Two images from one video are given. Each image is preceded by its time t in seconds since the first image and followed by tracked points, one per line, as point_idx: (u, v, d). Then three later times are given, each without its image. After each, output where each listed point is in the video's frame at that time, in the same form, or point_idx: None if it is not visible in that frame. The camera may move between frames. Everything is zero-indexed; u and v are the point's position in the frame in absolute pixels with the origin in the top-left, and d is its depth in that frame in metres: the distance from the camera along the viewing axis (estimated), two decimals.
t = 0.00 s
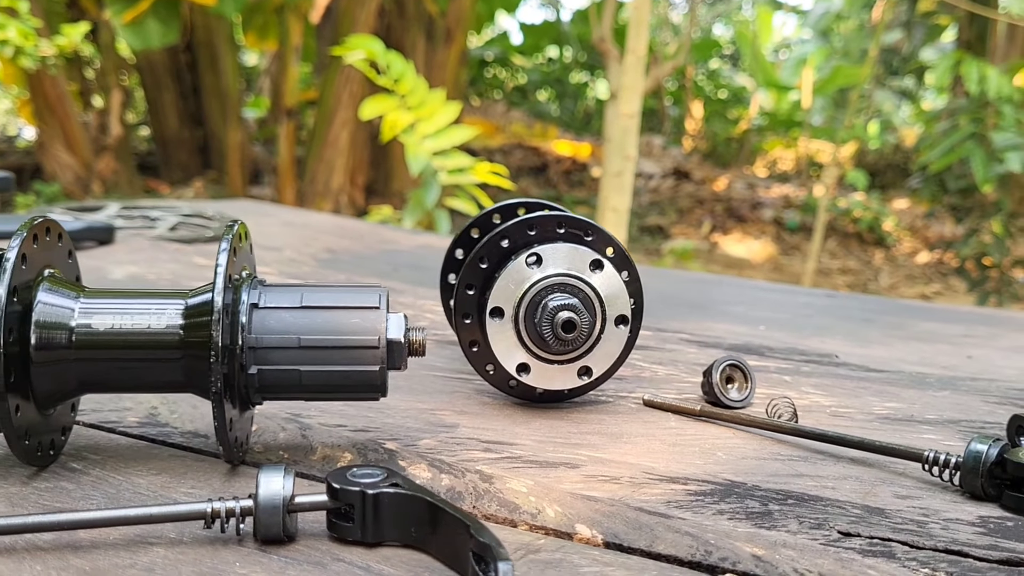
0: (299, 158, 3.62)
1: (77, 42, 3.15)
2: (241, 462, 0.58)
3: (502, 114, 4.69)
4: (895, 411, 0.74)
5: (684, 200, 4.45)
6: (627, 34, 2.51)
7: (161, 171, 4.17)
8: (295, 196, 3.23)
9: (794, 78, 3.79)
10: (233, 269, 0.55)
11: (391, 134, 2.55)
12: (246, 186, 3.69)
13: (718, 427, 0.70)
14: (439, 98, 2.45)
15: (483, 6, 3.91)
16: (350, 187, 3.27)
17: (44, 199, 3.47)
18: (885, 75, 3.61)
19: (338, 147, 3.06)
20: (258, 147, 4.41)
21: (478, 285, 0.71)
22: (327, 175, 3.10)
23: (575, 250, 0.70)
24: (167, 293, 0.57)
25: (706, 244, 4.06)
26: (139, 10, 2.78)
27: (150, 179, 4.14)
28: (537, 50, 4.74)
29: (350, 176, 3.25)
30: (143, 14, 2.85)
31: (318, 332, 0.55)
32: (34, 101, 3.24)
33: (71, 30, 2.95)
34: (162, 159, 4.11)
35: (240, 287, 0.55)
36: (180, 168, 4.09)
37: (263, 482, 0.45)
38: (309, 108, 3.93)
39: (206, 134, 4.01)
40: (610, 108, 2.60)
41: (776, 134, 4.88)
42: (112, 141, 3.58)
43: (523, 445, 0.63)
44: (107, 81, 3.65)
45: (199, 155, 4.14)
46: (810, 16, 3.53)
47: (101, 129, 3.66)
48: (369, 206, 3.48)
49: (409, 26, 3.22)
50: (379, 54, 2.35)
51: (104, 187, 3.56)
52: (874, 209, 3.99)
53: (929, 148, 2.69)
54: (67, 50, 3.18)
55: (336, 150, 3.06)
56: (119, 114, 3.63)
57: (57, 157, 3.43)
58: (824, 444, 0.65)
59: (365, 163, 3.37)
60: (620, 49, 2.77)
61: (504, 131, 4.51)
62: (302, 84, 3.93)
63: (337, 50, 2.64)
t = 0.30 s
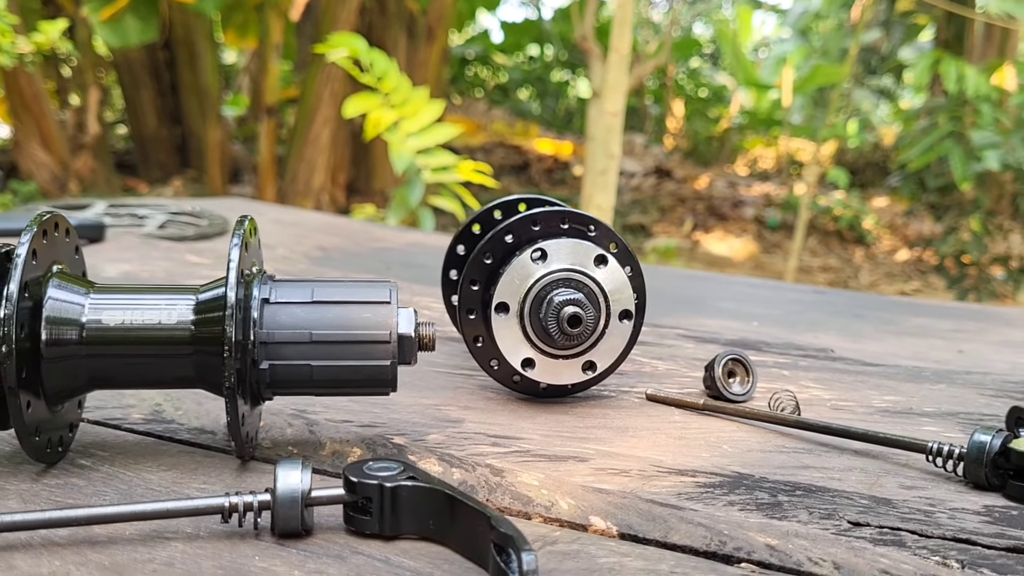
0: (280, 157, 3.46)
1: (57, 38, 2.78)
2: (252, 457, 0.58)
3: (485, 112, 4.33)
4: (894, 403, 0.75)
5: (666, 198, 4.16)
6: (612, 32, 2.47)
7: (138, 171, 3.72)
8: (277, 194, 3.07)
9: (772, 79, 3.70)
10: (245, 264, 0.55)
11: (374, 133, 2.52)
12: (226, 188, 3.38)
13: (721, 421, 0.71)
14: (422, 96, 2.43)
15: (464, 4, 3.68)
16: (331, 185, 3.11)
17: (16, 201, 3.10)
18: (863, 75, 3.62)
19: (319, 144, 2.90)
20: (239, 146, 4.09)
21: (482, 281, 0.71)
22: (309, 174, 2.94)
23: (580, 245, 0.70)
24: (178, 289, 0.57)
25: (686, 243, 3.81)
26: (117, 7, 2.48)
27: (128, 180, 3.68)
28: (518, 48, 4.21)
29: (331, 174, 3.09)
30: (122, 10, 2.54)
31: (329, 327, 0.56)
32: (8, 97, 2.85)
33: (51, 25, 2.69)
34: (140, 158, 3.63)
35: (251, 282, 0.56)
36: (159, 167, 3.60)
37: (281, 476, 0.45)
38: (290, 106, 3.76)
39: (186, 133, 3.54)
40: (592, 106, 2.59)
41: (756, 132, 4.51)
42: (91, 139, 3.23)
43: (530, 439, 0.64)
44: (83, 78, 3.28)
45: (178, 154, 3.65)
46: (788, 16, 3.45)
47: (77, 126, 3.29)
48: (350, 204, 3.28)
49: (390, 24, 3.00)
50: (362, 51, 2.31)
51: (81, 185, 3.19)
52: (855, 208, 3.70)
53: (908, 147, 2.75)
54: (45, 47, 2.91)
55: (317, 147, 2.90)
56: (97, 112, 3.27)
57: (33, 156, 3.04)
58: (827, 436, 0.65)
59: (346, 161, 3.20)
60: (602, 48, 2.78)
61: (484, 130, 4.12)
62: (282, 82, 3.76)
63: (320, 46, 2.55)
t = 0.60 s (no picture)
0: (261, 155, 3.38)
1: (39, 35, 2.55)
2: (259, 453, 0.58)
3: (467, 110, 4.26)
4: (892, 397, 0.76)
5: (648, 197, 4.12)
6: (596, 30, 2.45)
7: (117, 169, 3.51)
8: (257, 194, 3.02)
9: (754, 77, 3.66)
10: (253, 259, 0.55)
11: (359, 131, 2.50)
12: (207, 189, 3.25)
13: (721, 414, 0.71)
14: (406, 94, 2.41)
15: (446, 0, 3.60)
16: (313, 185, 3.06)
17: None
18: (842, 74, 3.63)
19: (299, 144, 2.86)
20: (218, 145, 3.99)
21: (485, 276, 0.71)
22: (290, 173, 2.89)
23: (582, 240, 0.71)
24: (186, 283, 0.57)
25: (668, 242, 3.75)
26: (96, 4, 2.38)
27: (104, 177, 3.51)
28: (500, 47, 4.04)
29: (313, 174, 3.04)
30: (100, 6, 2.42)
31: (339, 322, 0.56)
32: None
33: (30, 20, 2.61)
34: (117, 155, 3.46)
35: (260, 277, 0.56)
36: (137, 165, 3.44)
37: (296, 469, 0.46)
38: (270, 105, 3.69)
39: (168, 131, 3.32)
40: (577, 103, 2.59)
41: (737, 131, 4.48)
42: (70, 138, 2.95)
43: (536, 433, 0.64)
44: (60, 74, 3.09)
45: (157, 152, 3.49)
46: (767, 14, 3.43)
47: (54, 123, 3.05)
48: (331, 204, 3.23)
49: (370, 22, 2.92)
50: (345, 48, 2.30)
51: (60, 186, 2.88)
52: (834, 207, 3.64)
53: (887, 145, 2.84)
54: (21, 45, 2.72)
55: (298, 146, 2.87)
56: (75, 111, 3.05)
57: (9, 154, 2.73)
58: (829, 429, 0.66)
59: (327, 160, 3.14)
60: (584, 45, 2.78)
61: (466, 128, 4.04)
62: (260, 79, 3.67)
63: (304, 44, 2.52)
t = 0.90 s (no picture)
0: (239, 154, 3.33)
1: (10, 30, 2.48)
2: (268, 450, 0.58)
3: (448, 108, 4.23)
4: (891, 392, 0.77)
5: (629, 195, 4.12)
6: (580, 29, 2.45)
7: (95, 167, 3.40)
8: (239, 191, 3.00)
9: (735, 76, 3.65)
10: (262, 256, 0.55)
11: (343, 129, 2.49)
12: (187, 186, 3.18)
13: (723, 410, 0.72)
14: (389, 92, 2.39)
15: None
16: (295, 184, 3.03)
17: None
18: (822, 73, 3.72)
19: (281, 142, 2.83)
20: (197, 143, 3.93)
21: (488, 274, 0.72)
22: (271, 171, 2.85)
23: (585, 237, 0.71)
24: (194, 280, 0.57)
25: (651, 240, 3.74)
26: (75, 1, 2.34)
27: (82, 177, 3.39)
28: (480, 45, 4.01)
29: (295, 173, 3.01)
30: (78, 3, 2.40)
31: (348, 318, 0.56)
32: None
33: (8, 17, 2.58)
34: (95, 154, 3.33)
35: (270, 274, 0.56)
36: (116, 164, 3.29)
37: (313, 464, 0.46)
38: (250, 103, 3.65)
39: (145, 128, 3.23)
40: (560, 102, 2.59)
41: (719, 130, 4.48)
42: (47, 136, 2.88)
43: (542, 429, 0.65)
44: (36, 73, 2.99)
45: (136, 150, 3.34)
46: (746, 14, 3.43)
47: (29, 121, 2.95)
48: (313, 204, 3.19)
49: (352, 20, 2.88)
50: (328, 46, 2.29)
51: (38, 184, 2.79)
52: (815, 205, 3.63)
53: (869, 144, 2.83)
54: None
55: (279, 145, 2.83)
56: (53, 108, 2.96)
57: None
58: (831, 424, 0.67)
59: (308, 158, 3.09)
60: (566, 43, 2.79)
61: (448, 127, 4.01)
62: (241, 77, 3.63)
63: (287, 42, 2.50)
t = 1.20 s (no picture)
0: (221, 152, 3.31)
1: None
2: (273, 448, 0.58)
3: (431, 107, 4.21)
4: (888, 388, 0.78)
5: (613, 194, 4.10)
6: (565, 28, 2.44)
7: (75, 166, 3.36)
8: (221, 190, 2.98)
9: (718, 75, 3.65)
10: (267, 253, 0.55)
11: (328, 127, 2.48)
12: (169, 185, 3.15)
13: (723, 406, 0.72)
14: (373, 90, 2.38)
15: None
16: (278, 183, 3.02)
17: None
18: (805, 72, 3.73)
19: (264, 141, 2.81)
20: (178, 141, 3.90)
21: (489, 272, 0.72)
22: (254, 171, 2.84)
23: (586, 235, 0.71)
24: (199, 278, 0.57)
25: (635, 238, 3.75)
26: None
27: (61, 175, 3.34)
28: (463, 44, 3.99)
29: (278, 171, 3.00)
30: (59, 1, 2.37)
31: (354, 315, 0.56)
32: None
33: None
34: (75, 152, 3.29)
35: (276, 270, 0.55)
36: (96, 162, 3.25)
37: (323, 462, 0.46)
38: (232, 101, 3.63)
39: (126, 126, 3.18)
40: (544, 101, 2.60)
41: (701, 129, 4.49)
42: (28, 133, 2.85)
43: (545, 426, 0.65)
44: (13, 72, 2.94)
45: (117, 149, 3.30)
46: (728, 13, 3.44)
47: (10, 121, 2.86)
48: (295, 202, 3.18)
49: (335, 18, 2.87)
50: (312, 44, 2.27)
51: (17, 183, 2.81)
52: (798, 204, 3.65)
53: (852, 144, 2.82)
54: None
55: (262, 143, 2.81)
56: (33, 105, 2.86)
57: None
58: (832, 420, 0.67)
59: (291, 156, 3.08)
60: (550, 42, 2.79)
61: (431, 126, 4.00)
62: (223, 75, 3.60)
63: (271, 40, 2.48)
